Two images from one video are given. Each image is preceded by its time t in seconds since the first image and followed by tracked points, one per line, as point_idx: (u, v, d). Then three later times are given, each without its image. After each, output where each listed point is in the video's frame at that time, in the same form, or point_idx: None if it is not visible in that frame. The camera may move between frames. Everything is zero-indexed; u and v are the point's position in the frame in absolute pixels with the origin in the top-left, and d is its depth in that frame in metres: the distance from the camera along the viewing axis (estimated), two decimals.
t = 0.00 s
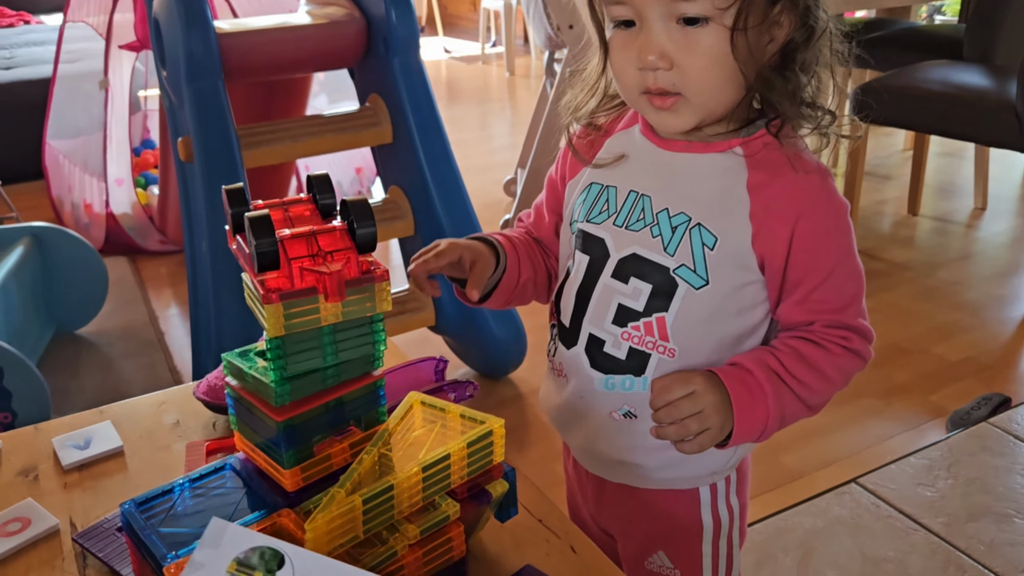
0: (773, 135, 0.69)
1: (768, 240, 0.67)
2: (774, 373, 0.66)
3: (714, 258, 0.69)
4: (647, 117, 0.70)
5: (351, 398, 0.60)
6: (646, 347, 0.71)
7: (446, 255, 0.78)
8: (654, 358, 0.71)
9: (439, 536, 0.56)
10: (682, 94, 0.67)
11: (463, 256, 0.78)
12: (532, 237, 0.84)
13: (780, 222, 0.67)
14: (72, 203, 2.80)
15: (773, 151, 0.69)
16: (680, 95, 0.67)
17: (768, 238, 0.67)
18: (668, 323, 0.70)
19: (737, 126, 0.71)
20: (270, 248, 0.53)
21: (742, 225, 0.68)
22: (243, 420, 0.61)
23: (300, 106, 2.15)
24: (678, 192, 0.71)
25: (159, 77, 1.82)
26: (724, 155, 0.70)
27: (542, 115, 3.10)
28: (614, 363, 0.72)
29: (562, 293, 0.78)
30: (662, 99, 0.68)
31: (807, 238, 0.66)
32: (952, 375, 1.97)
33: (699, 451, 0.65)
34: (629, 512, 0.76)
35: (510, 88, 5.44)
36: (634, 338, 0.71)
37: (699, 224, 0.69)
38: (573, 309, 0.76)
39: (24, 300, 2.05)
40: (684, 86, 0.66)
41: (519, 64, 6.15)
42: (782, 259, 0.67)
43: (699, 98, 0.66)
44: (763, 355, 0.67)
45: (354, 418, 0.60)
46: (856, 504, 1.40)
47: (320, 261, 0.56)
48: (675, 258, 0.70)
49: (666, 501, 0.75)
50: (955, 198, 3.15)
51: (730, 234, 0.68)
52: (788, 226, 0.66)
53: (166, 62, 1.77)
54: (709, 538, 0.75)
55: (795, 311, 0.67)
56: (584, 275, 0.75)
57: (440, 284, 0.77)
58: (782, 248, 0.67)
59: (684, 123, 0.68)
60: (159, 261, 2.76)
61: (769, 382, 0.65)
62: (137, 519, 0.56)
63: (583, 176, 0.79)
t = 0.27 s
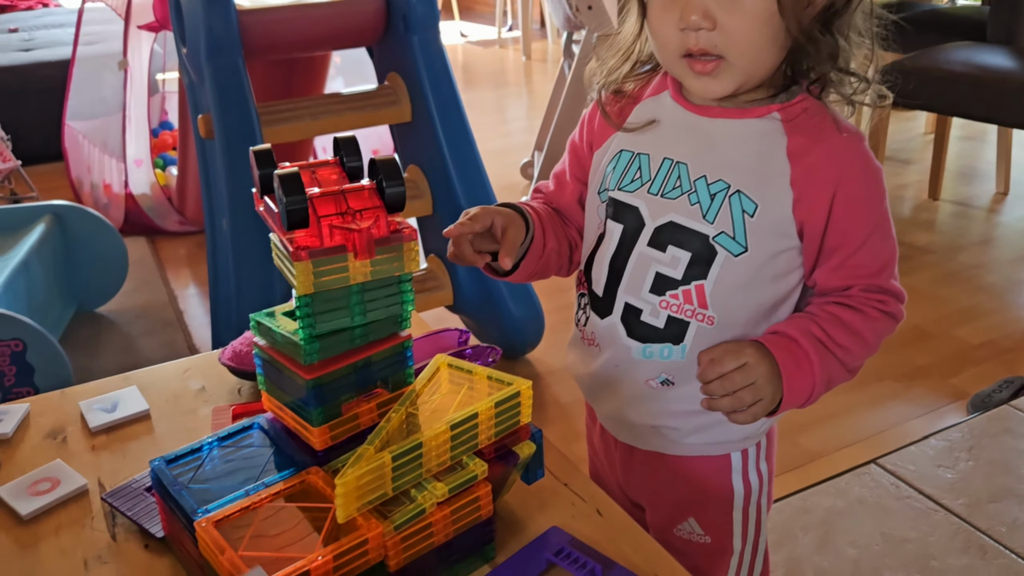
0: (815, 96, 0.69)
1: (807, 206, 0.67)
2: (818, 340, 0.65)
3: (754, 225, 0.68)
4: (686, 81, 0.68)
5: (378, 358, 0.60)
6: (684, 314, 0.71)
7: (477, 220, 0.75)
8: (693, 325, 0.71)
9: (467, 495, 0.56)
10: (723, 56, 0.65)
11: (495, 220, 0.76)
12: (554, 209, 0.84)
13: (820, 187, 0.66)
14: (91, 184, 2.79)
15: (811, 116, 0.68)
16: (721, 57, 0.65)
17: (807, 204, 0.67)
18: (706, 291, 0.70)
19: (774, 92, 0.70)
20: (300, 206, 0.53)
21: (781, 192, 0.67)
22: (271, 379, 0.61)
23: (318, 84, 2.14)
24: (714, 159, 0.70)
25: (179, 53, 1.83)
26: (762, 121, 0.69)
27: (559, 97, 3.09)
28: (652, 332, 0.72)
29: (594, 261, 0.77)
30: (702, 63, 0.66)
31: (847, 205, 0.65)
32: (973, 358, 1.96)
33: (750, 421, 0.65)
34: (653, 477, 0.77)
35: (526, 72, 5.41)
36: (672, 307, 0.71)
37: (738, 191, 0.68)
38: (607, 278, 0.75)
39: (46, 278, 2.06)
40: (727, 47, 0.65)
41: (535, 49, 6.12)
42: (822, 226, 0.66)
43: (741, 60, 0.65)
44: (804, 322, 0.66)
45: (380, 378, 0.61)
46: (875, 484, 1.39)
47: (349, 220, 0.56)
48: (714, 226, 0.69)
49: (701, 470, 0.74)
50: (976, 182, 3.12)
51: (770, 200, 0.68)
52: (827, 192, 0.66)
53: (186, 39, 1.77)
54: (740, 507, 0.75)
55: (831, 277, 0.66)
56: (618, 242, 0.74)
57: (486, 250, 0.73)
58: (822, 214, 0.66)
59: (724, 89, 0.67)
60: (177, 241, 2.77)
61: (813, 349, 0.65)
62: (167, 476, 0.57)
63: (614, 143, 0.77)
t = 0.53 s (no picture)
0: (866, 59, 0.67)
1: (866, 174, 0.65)
2: (890, 307, 0.64)
3: (813, 196, 0.66)
4: (736, 45, 0.66)
5: (424, 323, 0.59)
6: (746, 291, 0.70)
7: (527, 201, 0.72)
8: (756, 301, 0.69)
9: (515, 460, 0.55)
10: (775, 19, 0.63)
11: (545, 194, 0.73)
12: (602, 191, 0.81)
13: (879, 153, 0.65)
14: (118, 163, 2.80)
15: (865, 80, 0.67)
16: (774, 21, 0.64)
17: (866, 171, 0.65)
18: (767, 266, 0.69)
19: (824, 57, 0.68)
20: (349, 168, 0.52)
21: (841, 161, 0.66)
22: (316, 344, 0.60)
23: (345, 62, 2.14)
24: (767, 131, 0.68)
25: (208, 30, 1.82)
26: (814, 89, 0.67)
27: (584, 78, 3.07)
28: (714, 310, 0.71)
29: (646, 241, 0.75)
30: (753, 26, 0.65)
31: (906, 169, 0.64)
32: (1005, 343, 1.93)
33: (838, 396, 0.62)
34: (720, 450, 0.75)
35: (549, 55, 5.38)
36: (733, 284, 0.70)
37: (796, 162, 0.67)
38: (661, 258, 0.74)
39: (76, 255, 2.08)
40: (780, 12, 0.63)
41: (558, 32, 6.08)
42: (881, 191, 0.65)
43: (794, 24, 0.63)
44: (874, 290, 0.64)
45: (426, 343, 0.60)
46: (906, 468, 1.37)
47: (398, 182, 0.55)
48: (773, 199, 0.68)
49: (760, 442, 0.73)
50: (1007, 166, 3.07)
51: (828, 170, 0.66)
52: (886, 157, 0.64)
53: (215, 16, 1.77)
54: (794, 482, 0.74)
55: (892, 241, 0.65)
56: (671, 222, 0.73)
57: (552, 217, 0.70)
58: (882, 178, 0.65)
59: (774, 54, 0.65)
60: (203, 221, 2.79)
61: (887, 316, 0.63)
62: (213, 439, 0.57)
63: (659, 115, 0.75)
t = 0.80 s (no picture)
0: (961, 46, 0.62)
1: (967, 173, 0.59)
2: (1007, 319, 0.57)
3: (907, 199, 0.60)
4: (817, 38, 0.61)
5: (462, 294, 0.59)
6: (834, 303, 0.64)
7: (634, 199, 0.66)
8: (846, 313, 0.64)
9: (553, 432, 0.55)
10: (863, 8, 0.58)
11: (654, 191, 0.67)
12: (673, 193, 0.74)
13: (984, 148, 0.58)
14: (144, 142, 2.79)
15: (963, 71, 0.60)
16: (860, 10, 0.58)
17: (968, 169, 0.59)
18: (858, 276, 0.63)
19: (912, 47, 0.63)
20: (389, 136, 0.52)
21: (938, 159, 0.59)
22: (353, 315, 0.60)
23: (370, 41, 2.13)
24: (854, 127, 0.62)
25: (235, 7, 1.82)
26: (907, 81, 0.61)
27: (610, 59, 3.04)
28: (798, 324, 0.66)
29: (720, 248, 0.70)
30: (835, 18, 0.59)
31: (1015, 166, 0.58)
32: None
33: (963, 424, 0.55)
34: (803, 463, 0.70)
35: (572, 37, 5.34)
36: (820, 296, 0.65)
37: (887, 162, 0.61)
38: (738, 269, 0.68)
39: (103, 231, 2.06)
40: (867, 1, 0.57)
41: (581, 14, 6.03)
42: (984, 191, 0.59)
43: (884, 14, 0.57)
44: (986, 300, 0.58)
45: (462, 315, 0.60)
46: (934, 452, 1.35)
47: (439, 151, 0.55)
48: (863, 204, 0.62)
49: (851, 457, 0.68)
50: None
51: (924, 170, 0.60)
52: (991, 154, 0.58)
53: None
54: (899, 491, 0.68)
55: (998, 246, 0.59)
56: (748, 228, 0.67)
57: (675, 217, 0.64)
58: (986, 177, 0.58)
59: (858, 48, 0.59)
60: (228, 200, 2.80)
61: (1007, 331, 0.56)
62: (251, 406, 0.57)
63: (727, 113, 0.69)
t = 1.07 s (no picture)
0: None
1: None
2: None
3: None
4: None
5: (504, 254, 0.59)
6: None
7: (866, 294, 0.57)
8: None
9: (595, 391, 0.55)
10: None
11: (884, 274, 0.58)
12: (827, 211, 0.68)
13: None
14: (171, 117, 2.77)
15: None
16: None
17: None
18: None
19: None
20: (435, 92, 0.52)
21: None
22: (395, 274, 0.60)
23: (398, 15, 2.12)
24: None
25: None
26: None
27: (638, 37, 3.01)
28: (1008, 389, 0.60)
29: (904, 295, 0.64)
30: None
31: None
32: None
33: None
34: (972, 544, 0.64)
35: (597, 17, 5.28)
36: None
37: None
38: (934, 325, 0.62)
39: (133, 205, 2.05)
40: None
41: None
42: None
43: None
44: None
45: (504, 276, 0.60)
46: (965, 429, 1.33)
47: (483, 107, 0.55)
48: None
49: None
50: None
51: None
52: None
53: None
54: None
55: None
56: (943, 271, 0.61)
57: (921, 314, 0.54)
58: None
59: None
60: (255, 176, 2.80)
61: None
62: (295, 362, 0.58)
63: (903, 128, 0.63)
